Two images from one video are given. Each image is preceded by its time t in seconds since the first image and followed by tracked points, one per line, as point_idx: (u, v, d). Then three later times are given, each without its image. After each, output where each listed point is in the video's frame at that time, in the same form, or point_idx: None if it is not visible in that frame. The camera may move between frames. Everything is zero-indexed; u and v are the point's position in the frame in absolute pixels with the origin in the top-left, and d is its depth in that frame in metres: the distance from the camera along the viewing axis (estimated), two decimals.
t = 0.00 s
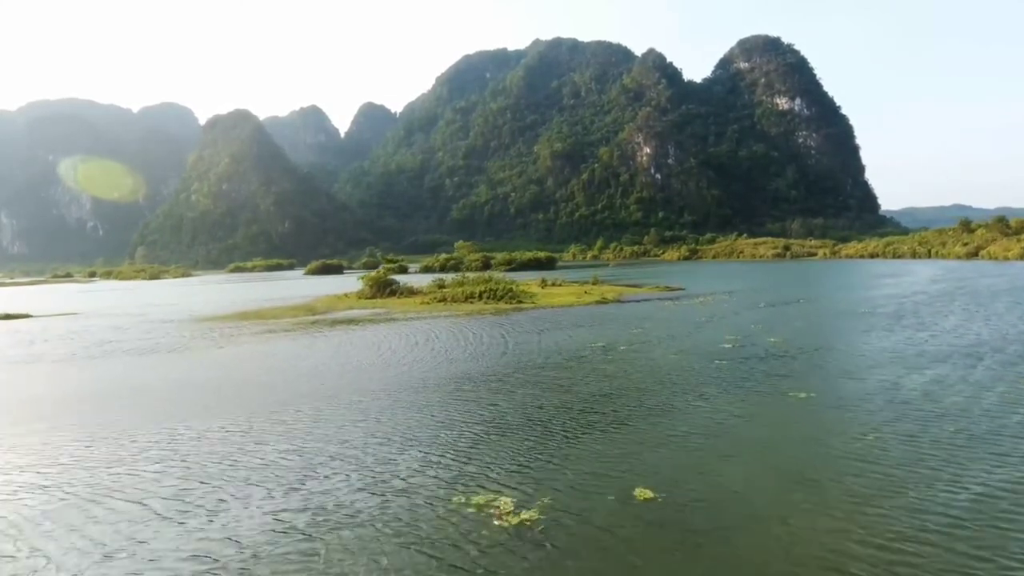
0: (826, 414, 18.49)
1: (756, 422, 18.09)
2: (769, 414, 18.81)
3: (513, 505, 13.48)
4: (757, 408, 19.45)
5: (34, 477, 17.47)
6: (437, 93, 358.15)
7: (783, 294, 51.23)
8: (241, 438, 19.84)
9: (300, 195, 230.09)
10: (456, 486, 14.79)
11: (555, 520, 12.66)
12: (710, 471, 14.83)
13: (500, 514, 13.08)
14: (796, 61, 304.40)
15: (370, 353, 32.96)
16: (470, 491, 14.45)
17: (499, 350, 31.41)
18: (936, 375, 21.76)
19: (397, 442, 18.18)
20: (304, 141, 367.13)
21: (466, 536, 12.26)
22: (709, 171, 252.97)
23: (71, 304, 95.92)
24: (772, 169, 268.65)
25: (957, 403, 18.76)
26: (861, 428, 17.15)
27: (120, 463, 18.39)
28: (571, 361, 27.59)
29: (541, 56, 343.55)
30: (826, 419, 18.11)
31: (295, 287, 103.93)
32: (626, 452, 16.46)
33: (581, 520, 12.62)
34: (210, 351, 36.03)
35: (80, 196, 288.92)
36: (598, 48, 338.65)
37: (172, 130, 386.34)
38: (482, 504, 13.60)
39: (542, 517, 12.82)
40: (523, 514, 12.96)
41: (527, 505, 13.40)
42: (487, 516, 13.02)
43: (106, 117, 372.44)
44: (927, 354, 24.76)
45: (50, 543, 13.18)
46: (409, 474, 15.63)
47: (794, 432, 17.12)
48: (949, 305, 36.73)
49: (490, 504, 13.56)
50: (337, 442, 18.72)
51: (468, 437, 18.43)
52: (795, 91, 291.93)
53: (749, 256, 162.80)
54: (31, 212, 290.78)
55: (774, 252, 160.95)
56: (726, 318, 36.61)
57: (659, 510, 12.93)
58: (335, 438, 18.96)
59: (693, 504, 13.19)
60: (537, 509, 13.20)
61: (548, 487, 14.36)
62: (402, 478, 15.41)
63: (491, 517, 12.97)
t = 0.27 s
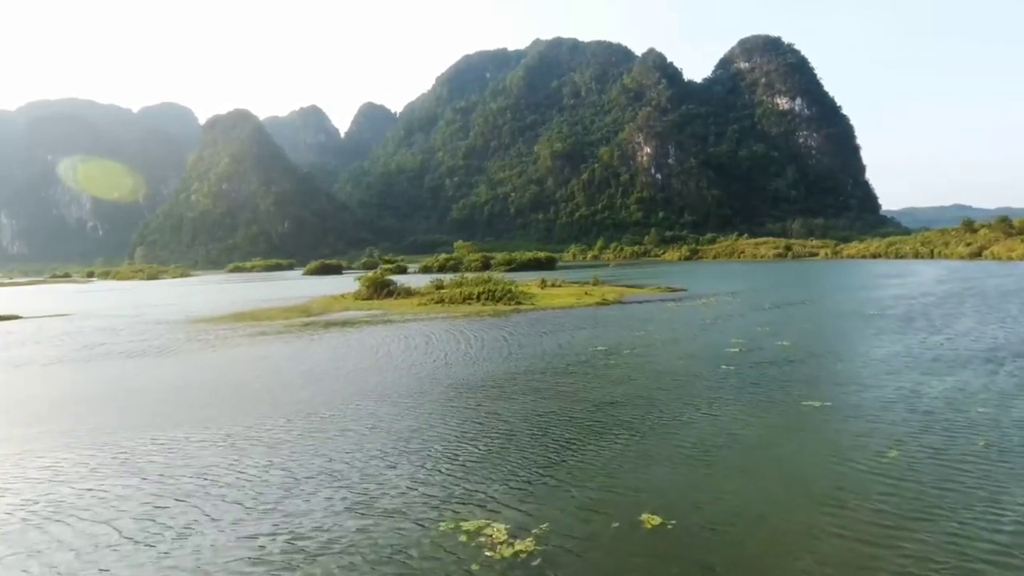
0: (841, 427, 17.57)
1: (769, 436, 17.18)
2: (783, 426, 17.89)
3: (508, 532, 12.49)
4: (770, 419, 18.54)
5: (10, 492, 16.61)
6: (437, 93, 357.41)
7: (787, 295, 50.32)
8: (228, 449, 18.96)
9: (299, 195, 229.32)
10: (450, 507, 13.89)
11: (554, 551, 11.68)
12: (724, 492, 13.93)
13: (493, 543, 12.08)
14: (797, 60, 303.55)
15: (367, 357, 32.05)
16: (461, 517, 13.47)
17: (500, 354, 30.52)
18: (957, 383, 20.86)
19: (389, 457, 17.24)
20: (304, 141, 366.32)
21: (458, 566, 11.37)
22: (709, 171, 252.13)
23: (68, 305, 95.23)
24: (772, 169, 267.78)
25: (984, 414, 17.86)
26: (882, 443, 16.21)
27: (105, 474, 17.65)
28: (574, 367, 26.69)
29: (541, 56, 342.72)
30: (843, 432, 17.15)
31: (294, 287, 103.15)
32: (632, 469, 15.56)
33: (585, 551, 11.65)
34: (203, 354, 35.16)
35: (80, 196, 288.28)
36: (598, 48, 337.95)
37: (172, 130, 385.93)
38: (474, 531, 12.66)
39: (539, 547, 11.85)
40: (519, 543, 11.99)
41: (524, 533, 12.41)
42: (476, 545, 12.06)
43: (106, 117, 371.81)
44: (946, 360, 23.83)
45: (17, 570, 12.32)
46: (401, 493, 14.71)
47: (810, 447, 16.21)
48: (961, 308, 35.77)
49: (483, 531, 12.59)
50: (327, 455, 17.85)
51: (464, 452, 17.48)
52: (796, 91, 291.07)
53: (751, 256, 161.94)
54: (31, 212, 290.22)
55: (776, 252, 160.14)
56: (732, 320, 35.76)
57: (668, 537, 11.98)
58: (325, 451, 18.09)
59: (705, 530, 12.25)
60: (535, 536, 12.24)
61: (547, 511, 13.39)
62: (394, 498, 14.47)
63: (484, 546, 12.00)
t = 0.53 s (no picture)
0: (858, 439, 16.75)
1: (782, 449, 16.37)
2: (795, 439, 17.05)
3: (501, 558, 11.65)
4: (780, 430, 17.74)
5: None
6: (437, 92, 356.87)
7: (791, 296, 49.58)
8: (214, 461, 18.15)
9: (299, 195, 228.61)
10: (443, 527, 13.10)
11: None
12: (737, 512, 13.11)
13: (485, 571, 11.26)
14: (797, 60, 302.70)
15: (363, 360, 31.25)
16: (453, 539, 12.63)
17: (500, 358, 29.70)
18: (977, 389, 20.06)
19: (381, 472, 16.45)
20: (304, 141, 365.44)
21: None
22: (710, 171, 251.44)
23: (66, 306, 94.58)
24: (773, 169, 267.08)
25: (1010, 423, 17.09)
26: (902, 457, 15.35)
27: (85, 488, 16.87)
28: (576, 371, 25.89)
29: (541, 56, 342.07)
30: (858, 446, 16.33)
31: (294, 287, 102.50)
32: (636, 485, 14.74)
33: None
34: (196, 357, 34.39)
35: (79, 196, 287.65)
36: (598, 48, 337.12)
37: (172, 130, 385.39)
38: (465, 556, 11.82)
39: None
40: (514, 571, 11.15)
41: (519, 559, 11.58)
42: (465, 574, 11.18)
43: (106, 117, 371.26)
44: (962, 365, 23.03)
45: None
46: (392, 513, 13.87)
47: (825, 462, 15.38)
48: (971, 309, 35.02)
49: (473, 557, 11.75)
50: (317, 467, 17.04)
51: (460, 463, 16.69)
52: (796, 91, 290.22)
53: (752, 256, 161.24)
54: (30, 212, 289.62)
55: (777, 252, 159.47)
56: (736, 322, 34.99)
57: (676, 565, 11.14)
58: (315, 465, 17.27)
59: (714, 556, 11.43)
60: (532, 563, 11.42)
61: (545, 534, 12.56)
62: (384, 518, 13.63)
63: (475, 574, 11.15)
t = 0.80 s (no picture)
0: (877, 453, 15.88)
1: (797, 463, 15.55)
2: (811, 452, 16.19)
3: None
4: (795, 442, 16.89)
5: None
6: (437, 92, 355.56)
7: (795, 296, 48.80)
8: (201, 475, 17.29)
9: (299, 195, 227.70)
10: (441, 552, 12.30)
11: None
12: (759, 536, 12.26)
13: None
14: (798, 60, 301.59)
15: (361, 364, 30.39)
16: (454, 565, 11.86)
17: (502, 361, 28.87)
18: (1001, 396, 19.32)
19: (375, 487, 15.62)
20: (304, 142, 364.54)
21: None
22: (710, 171, 250.51)
23: (64, 306, 93.77)
24: (774, 169, 266.27)
25: None
26: (928, 474, 14.48)
27: (62, 505, 15.98)
28: (580, 376, 25.02)
29: (541, 56, 340.94)
30: (881, 461, 15.41)
31: (293, 287, 101.71)
32: (647, 504, 13.89)
33: None
34: (191, 359, 33.63)
35: (79, 196, 286.92)
36: (598, 47, 336.21)
37: (172, 130, 384.65)
38: None
39: None
40: None
41: None
42: None
43: (105, 117, 370.51)
44: (983, 370, 22.22)
45: None
46: (390, 537, 13.04)
47: (846, 479, 14.50)
48: (983, 310, 34.22)
49: None
50: (307, 483, 16.21)
51: (460, 479, 15.85)
52: (797, 91, 289.23)
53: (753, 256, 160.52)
54: (30, 212, 288.89)
55: (779, 252, 158.84)
56: (742, 323, 34.20)
57: None
58: (306, 479, 16.41)
59: None
60: None
61: (550, 562, 11.74)
62: (380, 543, 12.81)
63: None
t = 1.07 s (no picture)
0: (901, 468, 15.04)
1: (816, 479, 14.70)
2: (830, 465, 15.37)
3: None
4: (811, 454, 16.09)
5: None
6: (437, 92, 354.87)
7: (799, 297, 48.04)
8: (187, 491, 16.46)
9: (298, 195, 226.96)
10: None
11: None
12: (775, 562, 11.49)
13: None
14: (799, 59, 300.68)
15: (358, 367, 29.56)
16: None
17: (502, 365, 28.04)
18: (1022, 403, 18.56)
19: (370, 504, 14.80)
20: (304, 141, 363.63)
21: None
22: (710, 171, 249.71)
23: (61, 307, 93.18)
24: (774, 169, 265.64)
25: None
26: (957, 492, 13.64)
27: (37, 526, 15.11)
28: (583, 381, 24.19)
29: (541, 55, 340.13)
30: (906, 477, 14.57)
31: (292, 288, 101.08)
32: (659, 526, 13.05)
33: None
34: (182, 362, 32.86)
35: (79, 196, 286.31)
36: (599, 47, 335.40)
37: (172, 130, 383.98)
38: None
39: None
40: None
41: None
42: None
43: (105, 117, 369.92)
44: (1001, 375, 21.41)
45: None
46: (381, 562, 12.23)
47: (869, 498, 13.66)
48: (995, 312, 33.40)
49: None
50: (299, 499, 15.39)
51: (458, 495, 15.05)
52: (798, 90, 288.35)
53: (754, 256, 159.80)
54: (29, 212, 288.27)
55: (780, 252, 158.08)
56: (748, 325, 33.46)
57: None
58: (298, 496, 15.59)
59: None
60: None
61: None
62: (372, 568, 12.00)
63: None
